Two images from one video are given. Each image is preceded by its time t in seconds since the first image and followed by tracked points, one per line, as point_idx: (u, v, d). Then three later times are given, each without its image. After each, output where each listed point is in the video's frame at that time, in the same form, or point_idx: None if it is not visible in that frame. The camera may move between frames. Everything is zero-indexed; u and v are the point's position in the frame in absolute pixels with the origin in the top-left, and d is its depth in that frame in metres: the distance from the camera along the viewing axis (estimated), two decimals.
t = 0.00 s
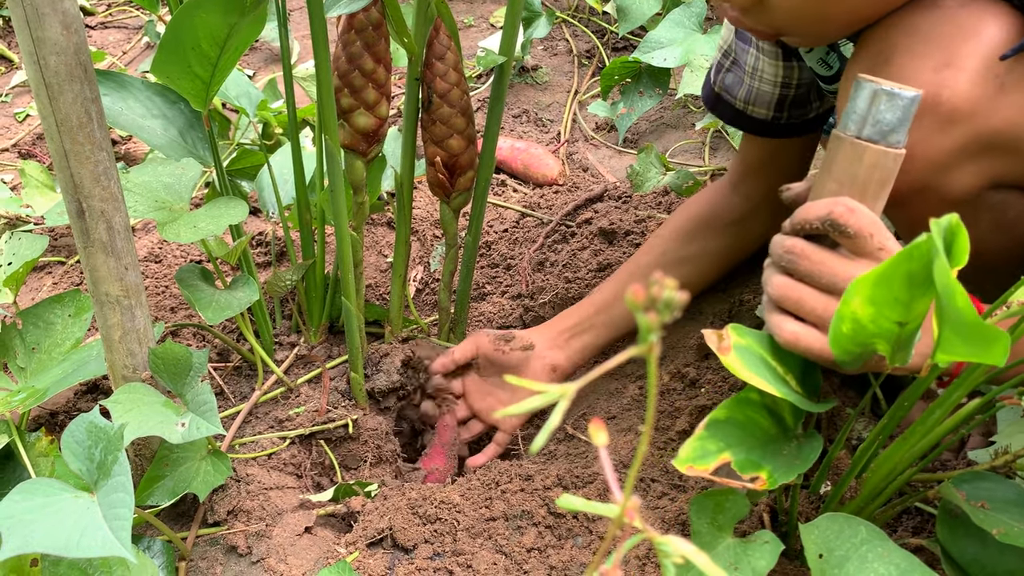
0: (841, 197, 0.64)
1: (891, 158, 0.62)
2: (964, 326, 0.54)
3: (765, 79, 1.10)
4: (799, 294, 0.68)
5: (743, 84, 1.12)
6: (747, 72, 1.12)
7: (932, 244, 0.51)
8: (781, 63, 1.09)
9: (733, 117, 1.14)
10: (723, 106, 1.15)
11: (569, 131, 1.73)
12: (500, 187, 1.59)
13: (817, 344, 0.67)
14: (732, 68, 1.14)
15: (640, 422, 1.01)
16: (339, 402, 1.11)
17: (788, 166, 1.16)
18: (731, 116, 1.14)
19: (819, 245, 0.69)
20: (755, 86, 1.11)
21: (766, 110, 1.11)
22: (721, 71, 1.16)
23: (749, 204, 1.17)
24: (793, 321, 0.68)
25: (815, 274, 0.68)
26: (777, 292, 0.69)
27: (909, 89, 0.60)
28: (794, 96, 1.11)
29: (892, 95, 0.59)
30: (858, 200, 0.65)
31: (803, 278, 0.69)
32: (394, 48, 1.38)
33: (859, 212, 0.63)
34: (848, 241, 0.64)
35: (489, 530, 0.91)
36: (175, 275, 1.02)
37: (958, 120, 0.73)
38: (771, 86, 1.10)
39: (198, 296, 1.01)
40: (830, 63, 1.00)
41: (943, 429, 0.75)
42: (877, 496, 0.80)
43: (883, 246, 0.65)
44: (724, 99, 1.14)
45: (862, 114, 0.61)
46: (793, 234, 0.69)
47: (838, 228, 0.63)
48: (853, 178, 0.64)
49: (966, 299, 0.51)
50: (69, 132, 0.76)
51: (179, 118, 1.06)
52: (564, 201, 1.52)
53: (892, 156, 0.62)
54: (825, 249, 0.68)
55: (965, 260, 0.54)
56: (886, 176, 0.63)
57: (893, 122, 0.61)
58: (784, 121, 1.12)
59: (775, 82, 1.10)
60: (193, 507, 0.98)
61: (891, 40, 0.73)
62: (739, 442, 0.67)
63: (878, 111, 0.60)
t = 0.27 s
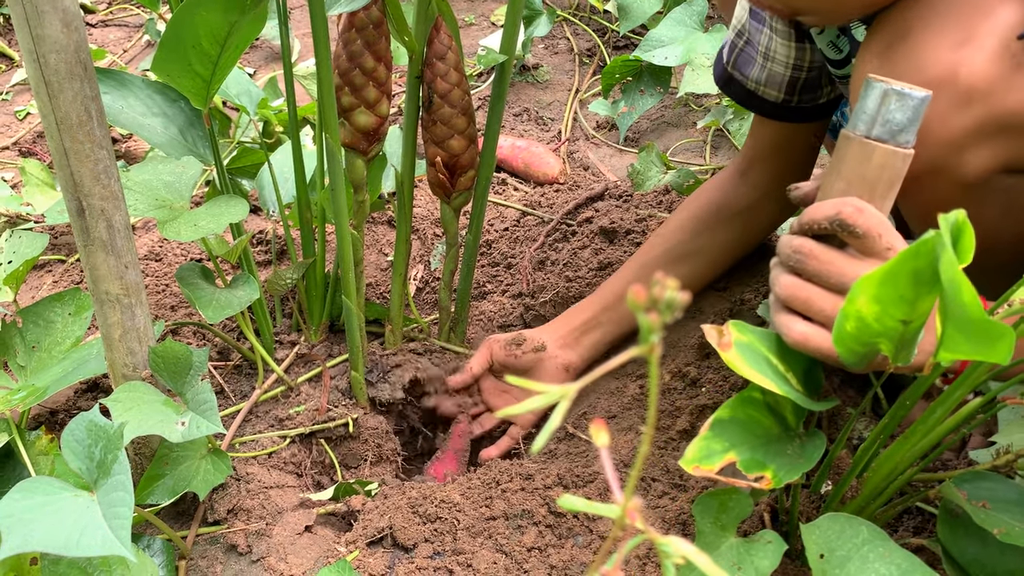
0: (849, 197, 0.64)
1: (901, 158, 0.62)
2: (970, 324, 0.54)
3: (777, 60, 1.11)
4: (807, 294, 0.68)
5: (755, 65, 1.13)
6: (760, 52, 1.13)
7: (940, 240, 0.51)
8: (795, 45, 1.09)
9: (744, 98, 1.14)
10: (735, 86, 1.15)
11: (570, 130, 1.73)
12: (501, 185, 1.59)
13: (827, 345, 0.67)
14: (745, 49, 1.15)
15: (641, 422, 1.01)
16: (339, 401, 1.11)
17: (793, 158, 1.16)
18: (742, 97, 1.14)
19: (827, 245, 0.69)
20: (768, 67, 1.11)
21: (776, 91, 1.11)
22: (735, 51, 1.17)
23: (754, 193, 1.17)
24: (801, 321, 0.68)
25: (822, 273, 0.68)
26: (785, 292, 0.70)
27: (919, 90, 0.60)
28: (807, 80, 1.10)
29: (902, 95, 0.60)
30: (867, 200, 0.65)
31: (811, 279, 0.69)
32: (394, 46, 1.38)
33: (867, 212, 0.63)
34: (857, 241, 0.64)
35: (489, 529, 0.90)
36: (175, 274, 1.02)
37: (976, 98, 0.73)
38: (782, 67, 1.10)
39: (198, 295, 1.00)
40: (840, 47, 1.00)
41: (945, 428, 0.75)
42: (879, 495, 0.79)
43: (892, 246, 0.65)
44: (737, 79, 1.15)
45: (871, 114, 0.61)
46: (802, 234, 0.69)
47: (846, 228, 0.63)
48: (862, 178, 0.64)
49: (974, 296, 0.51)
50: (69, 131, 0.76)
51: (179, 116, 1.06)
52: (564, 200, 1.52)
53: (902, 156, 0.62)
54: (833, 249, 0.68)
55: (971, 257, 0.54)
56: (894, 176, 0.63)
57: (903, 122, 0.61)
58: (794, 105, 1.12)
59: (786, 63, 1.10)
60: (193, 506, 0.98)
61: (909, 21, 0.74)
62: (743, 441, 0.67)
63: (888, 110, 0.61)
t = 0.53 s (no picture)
0: (852, 194, 0.64)
1: (904, 155, 0.62)
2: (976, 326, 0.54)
3: (792, 52, 1.09)
4: (810, 292, 0.68)
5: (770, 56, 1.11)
6: (775, 43, 1.11)
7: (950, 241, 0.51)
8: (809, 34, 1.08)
9: (757, 91, 1.13)
10: (749, 78, 1.14)
11: (573, 127, 1.73)
12: (504, 183, 1.59)
13: (831, 343, 0.67)
14: (759, 40, 1.14)
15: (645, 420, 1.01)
16: (342, 398, 1.10)
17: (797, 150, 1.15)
18: (755, 90, 1.13)
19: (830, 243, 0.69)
20: (782, 58, 1.10)
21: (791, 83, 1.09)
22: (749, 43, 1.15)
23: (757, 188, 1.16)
24: (805, 319, 0.68)
25: (825, 270, 0.67)
26: (789, 290, 0.69)
27: (922, 86, 0.60)
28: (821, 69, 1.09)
29: (906, 92, 0.60)
30: (871, 196, 0.65)
31: (815, 276, 0.69)
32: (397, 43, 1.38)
33: (870, 209, 0.63)
34: (860, 238, 0.64)
35: (492, 527, 0.90)
36: (178, 271, 1.02)
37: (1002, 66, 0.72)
38: (797, 57, 1.09)
39: (201, 293, 1.00)
40: (859, 33, 0.99)
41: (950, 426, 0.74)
42: (883, 494, 0.79)
43: (896, 243, 0.65)
44: (750, 71, 1.13)
45: (874, 110, 0.61)
46: (805, 231, 0.69)
47: (849, 225, 0.63)
48: (866, 175, 0.64)
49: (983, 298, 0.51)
50: (72, 127, 0.76)
51: (182, 113, 1.06)
52: (567, 197, 1.52)
53: (904, 153, 0.62)
54: (836, 246, 0.68)
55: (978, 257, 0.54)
56: (898, 173, 0.63)
57: (906, 118, 0.61)
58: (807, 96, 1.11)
59: (801, 54, 1.09)
60: (196, 503, 0.98)
61: None
62: (745, 438, 0.66)
63: (891, 107, 0.60)
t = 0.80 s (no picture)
0: (853, 186, 0.64)
1: (904, 148, 0.61)
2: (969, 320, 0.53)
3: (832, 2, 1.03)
4: (812, 283, 0.67)
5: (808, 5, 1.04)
6: None
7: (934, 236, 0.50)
8: None
9: (792, 41, 1.06)
10: (784, 26, 1.06)
11: (575, 124, 1.72)
12: (505, 180, 1.58)
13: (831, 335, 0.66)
14: None
15: (646, 418, 1.01)
16: (343, 396, 1.10)
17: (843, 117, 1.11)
18: (789, 38, 1.06)
19: (832, 235, 0.68)
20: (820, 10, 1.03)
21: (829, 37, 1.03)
22: None
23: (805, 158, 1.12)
24: (806, 311, 0.67)
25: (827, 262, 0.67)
26: (790, 281, 0.68)
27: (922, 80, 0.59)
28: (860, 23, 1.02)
29: (905, 85, 0.59)
30: (871, 188, 0.64)
31: (817, 268, 0.68)
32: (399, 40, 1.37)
33: (871, 201, 0.62)
34: (860, 229, 0.63)
35: (493, 526, 0.90)
36: (178, 268, 1.02)
37: None
38: (836, 10, 1.02)
39: (202, 290, 1.00)
40: None
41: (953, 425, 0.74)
42: (886, 493, 0.79)
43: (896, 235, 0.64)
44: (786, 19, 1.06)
45: (874, 103, 0.61)
46: (806, 223, 0.69)
47: (849, 216, 0.63)
48: (866, 167, 0.63)
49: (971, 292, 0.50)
50: (71, 124, 0.75)
51: (182, 110, 1.05)
52: (569, 195, 1.51)
53: (904, 146, 0.61)
54: (838, 238, 0.67)
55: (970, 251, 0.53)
56: (898, 165, 0.62)
57: (906, 111, 0.60)
58: (843, 51, 1.04)
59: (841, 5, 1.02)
60: (196, 501, 0.98)
61: None
62: (745, 426, 0.65)
63: (891, 99, 0.60)
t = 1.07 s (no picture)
0: (859, 176, 0.64)
1: (910, 140, 0.61)
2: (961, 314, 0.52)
3: None
4: (818, 273, 0.68)
5: None
6: None
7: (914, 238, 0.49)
8: None
9: None
10: None
11: (579, 120, 1.72)
12: (508, 176, 1.58)
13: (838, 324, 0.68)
14: None
15: (650, 415, 1.01)
16: (345, 392, 1.10)
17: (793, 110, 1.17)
18: None
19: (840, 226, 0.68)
20: None
21: None
22: None
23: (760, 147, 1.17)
24: (814, 299, 0.69)
25: (833, 251, 0.68)
26: (796, 271, 0.70)
27: (927, 71, 0.59)
28: None
29: (912, 77, 0.58)
30: (876, 179, 0.64)
31: (822, 257, 0.69)
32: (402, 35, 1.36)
33: (877, 190, 0.63)
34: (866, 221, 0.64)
35: (495, 523, 0.90)
36: (179, 264, 1.01)
37: None
38: None
39: (204, 286, 1.00)
40: None
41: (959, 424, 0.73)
42: (891, 492, 0.78)
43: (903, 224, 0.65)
44: None
45: (881, 95, 0.60)
46: (814, 213, 0.69)
47: (855, 207, 0.63)
48: (872, 159, 0.63)
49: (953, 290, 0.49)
50: (73, 119, 0.75)
51: (185, 105, 1.05)
52: (572, 191, 1.51)
53: (911, 137, 0.60)
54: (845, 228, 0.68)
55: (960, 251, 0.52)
56: (905, 157, 0.62)
57: (912, 103, 0.59)
58: (821, 21, 1.12)
59: None
60: (198, 498, 0.98)
61: None
62: (748, 424, 0.64)
63: (897, 91, 0.59)
